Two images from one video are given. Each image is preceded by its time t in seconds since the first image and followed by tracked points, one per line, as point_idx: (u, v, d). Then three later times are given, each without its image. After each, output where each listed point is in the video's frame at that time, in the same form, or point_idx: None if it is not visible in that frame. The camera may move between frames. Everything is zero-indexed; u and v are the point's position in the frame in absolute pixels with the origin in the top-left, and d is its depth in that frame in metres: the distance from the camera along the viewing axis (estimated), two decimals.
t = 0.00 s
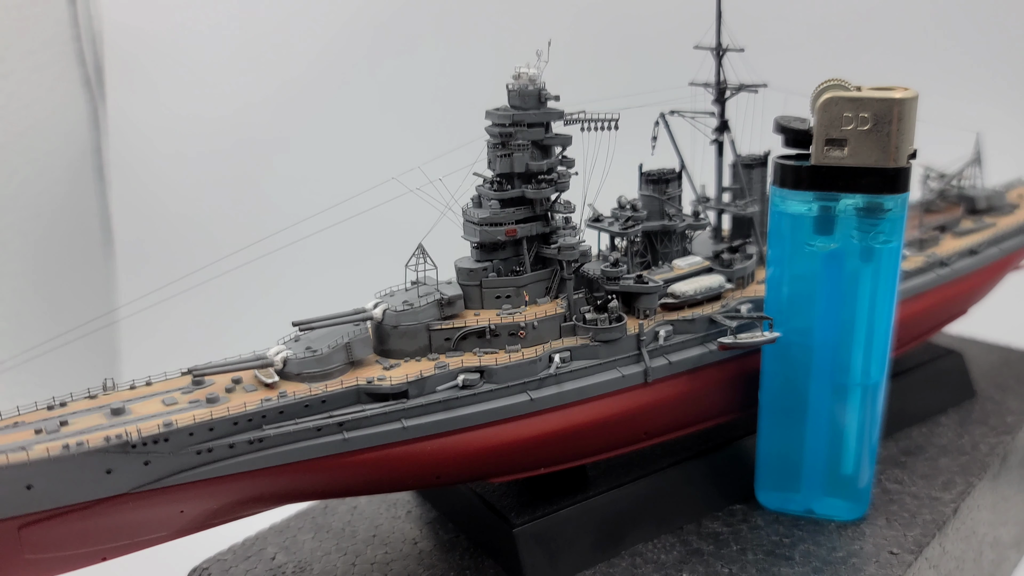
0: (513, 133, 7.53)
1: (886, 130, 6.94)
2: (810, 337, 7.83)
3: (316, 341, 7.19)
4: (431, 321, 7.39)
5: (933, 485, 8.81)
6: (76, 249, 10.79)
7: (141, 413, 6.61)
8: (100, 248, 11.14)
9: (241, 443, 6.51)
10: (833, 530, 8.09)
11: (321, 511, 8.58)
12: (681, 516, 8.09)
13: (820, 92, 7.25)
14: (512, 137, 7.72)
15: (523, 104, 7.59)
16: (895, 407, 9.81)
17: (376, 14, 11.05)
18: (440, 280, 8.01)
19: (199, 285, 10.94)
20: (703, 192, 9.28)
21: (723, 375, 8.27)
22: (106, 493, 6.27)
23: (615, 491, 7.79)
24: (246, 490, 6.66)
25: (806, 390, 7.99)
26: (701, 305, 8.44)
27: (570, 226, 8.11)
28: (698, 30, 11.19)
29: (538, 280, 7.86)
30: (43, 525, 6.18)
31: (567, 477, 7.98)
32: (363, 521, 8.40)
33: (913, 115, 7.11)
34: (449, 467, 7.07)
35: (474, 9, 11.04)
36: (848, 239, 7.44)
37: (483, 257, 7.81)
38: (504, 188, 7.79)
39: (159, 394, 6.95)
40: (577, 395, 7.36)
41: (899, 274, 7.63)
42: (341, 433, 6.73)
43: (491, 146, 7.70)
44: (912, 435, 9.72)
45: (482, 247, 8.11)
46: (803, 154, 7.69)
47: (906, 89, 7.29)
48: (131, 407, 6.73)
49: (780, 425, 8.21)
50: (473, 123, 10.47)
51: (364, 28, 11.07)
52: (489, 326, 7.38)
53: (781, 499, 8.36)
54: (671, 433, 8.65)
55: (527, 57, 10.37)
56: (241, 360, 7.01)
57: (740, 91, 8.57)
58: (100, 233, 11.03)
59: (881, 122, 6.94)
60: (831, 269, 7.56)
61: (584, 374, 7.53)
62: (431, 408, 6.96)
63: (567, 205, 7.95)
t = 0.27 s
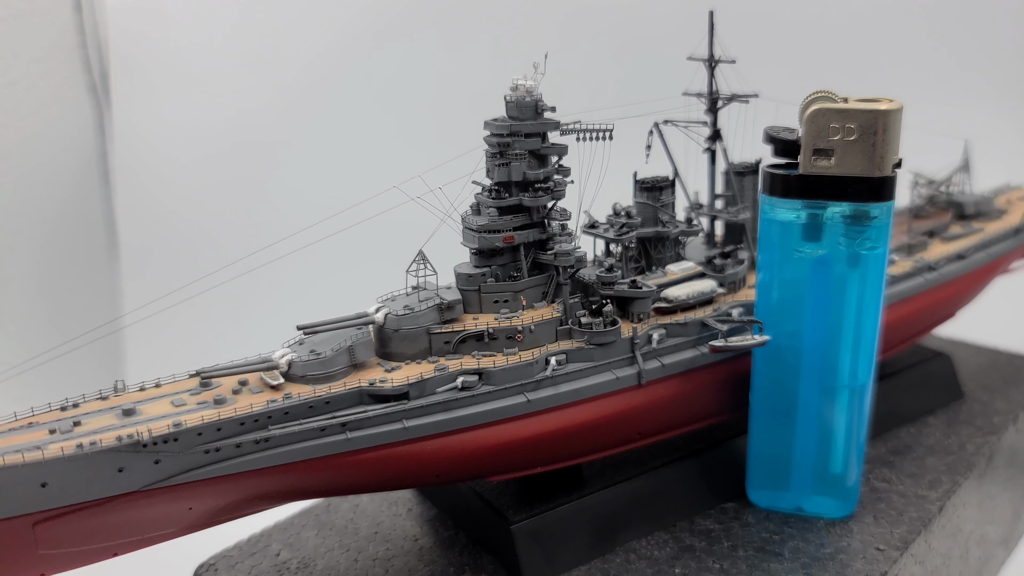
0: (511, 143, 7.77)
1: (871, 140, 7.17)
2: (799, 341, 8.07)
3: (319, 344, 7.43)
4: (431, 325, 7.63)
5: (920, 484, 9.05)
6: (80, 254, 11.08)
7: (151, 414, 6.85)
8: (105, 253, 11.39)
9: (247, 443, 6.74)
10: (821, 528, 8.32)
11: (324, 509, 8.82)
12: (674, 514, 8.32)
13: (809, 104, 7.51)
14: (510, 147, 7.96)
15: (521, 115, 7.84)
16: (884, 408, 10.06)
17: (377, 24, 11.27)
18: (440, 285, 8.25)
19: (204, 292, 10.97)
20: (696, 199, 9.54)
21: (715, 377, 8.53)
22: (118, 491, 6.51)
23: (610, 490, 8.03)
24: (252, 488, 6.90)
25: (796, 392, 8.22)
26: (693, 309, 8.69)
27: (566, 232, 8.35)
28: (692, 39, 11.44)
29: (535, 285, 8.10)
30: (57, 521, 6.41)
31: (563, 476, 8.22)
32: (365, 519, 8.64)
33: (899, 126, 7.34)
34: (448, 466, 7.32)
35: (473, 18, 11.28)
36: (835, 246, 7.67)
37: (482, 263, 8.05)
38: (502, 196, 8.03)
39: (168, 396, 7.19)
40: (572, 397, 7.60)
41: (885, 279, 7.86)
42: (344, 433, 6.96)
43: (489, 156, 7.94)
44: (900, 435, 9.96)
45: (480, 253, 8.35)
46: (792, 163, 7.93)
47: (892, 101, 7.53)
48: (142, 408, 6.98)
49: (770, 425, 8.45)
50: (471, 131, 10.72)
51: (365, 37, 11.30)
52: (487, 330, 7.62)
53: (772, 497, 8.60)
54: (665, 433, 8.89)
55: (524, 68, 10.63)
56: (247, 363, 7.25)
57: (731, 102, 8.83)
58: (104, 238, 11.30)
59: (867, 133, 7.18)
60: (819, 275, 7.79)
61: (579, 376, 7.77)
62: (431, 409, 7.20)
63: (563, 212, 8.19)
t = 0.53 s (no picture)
0: (506, 143, 8.00)
1: (855, 140, 7.37)
2: (787, 335, 8.31)
3: (320, 338, 7.66)
4: (428, 320, 7.86)
5: (906, 475, 9.28)
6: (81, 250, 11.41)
7: (157, 405, 7.09)
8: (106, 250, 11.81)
9: (250, 433, 6.97)
10: (808, 517, 8.55)
11: (325, 500, 9.06)
12: (665, 504, 8.56)
13: (795, 105, 7.71)
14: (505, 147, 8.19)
15: (515, 116, 8.07)
16: (871, 401, 10.29)
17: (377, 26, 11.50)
18: (438, 281, 8.48)
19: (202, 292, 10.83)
20: (688, 198, 9.78)
21: (705, 371, 8.78)
22: (125, 479, 6.73)
23: (602, 480, 8.26)
24: (256, 477, 7.13)
25: (783, 385, 8.46)
26: (683, 305, 8.93)
27: (560, 230, 8.58)
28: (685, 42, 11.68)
29: (529, 282, 8.33)
30: (67, 509, 6.64)
31: (557, 467, 8.46)
32: (364, 509, 8.89)
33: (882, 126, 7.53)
34: (445, 456, 7.55)
35: (470, 20, 11.51)
36: (821, 243, 7.90)
37: (477, 260, 8.29)
38: (498, 195, 8.26)
39: (174, 387, 7.43)
40: (565, 389, 7.83)
41: (870, 275, 8.09)
42: (344, 424, 7.19)
43: (485, 156, 8.17)
44: (887, 428, 10.20)
45: (477, 250, 8.59)
46: (778, 163, 8.17)
47: (877, 101, 7.71)
48: (148, 399, 7.21)
49: (759, 418, 8.68)
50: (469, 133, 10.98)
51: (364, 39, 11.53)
52: (483, 324, 7.86)
53: (760, 488, 8.84)
54: (656, 425, 9.13)
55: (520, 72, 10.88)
56: (250, 356, 7.49)
57: (721, 103, 9.06)
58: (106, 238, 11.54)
59: (851, 133, 7.37)
60: (806, 271, 8.03)
61: (573, 369, 8.01)
62: (428, 400, 7.43)
63: (557, 211, 8.42)
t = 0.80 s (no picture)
0: (505, 142, 8.21)
1: (845, 139, 7.61)
2: (779, 329, 8.51)
3: (324, 331, 7.87)
4: (430, 314, 8.07)
5: (896, 467, 9.49)
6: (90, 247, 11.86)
7: (166, 397, 7.30)
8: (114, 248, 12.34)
9: (257, 424, 7.17)
10: (801, 508, 8.75)
11: (328, 491, 9.28)
12: (660, 494, 8.77)
13: (785, 106, 7.96)
14: (504, 146, 8.40)
15: (514, 115, 8.28)
16: (863, 396, 10.50)
17: (377, 29, 11.74)
18: (438, 277, 8.69)
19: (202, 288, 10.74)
20: (683, 196, 9.99)
21: (699, 365, 8.99)
22: (136, 468, 6.93)
23: (599, 471, 8.46)
24: (262, 466, 7.34)
25: (776, 378, 8.66)
26: (678, 300, 9.15)
27: (557, 227, 8.79)
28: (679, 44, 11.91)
29: (528, 277, 8.54)
30: (78, 497, 6.83)
31: (555, 458, 8.67)
32: (367, 500, 9.10)
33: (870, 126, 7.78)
34: (446, 446, 7.76)
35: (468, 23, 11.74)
36: (811, 239, 8.11)
37: (477, 256, 8.50)
38: (497, 192, 8.47)
39: (182, 379, 7.64)
40: (563, 382, 8.04)
41: (860, 270, 8.30)
42: (348, 415, 7.39)
43: (484, 154, 8.38)
44: (879, 422, 10.41)
45: (476, 247, 8.80)
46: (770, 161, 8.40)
47: (864, 102, 7.97)
48: (157, 391, 7.42)
49: (752, 410, 8.89)
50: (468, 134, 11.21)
51: (365, 42, 11.77)
52: (483, 318, 8.07)
53: (753, 479, 9.04)
54: (652, 418, 9.34)
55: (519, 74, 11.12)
56: (257, 349, 7.70)
57: (714, 103, 9.29)
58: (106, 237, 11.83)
59: (840, 132, 7.61)
60: (797, 266, 8.24)
61: (570, 362, 8.22)
62: (429, 392, 7.64)
63: (555, 208, 8.63)
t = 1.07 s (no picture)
0: (511, 147, 8.42)
1: (842, 144, 7.82)
2: (777, 330, 8.73)
3: (336, 332, 8.08)
4: (438, 315, 8.30)
5: (893, 464, 9.70)
6: (103, 251, 12.39)
7: (183, 396, 7.52)
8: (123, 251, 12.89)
9: (271, 422, 7.39)
10: (799, 504, 8.96)
11: (337, 488, 9.51)
12: (662, 491, 8.99)
13: (784, 112, 8.17)
14: (510, 151, 8.60)
15: (520, 122, 8.49)
16: (861, 395, 10.72)
17: (383, 35, 11.98)
18: (446, 279, 8.92)
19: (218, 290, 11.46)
20: (684, 199, 10.20)
21: (699, 364, 9.22)
22: (154, 465, 7.15)
23: (602, 468, 8.68)
24: (275, 463, 7.55)
25: (774, 378, 8.87)
26: (679, 301, 9.37)
27: (562, 230, 9.01)
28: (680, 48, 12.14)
29: (533, 279, 8.76)
30: (98, 493, 7.04)
31: (559, 455, 8.89)
32: (376, 497, 9.33)
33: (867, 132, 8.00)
34: (453, 444, 7.98)
35: (473, 28, 11.95)
36: (809, 242, 8.32)
37: (484, 259, 8.72)
38: (503, 197, 8.68)
39: (197, 379, 7.86)
40: (568, 381, 8.26)
41: (856, 272, 8.52)
42: (359, 413, 7.61)
43: (491, 160, 8.60)
44: (875, 420, 10.63)
45: (483, 249, 9.02)
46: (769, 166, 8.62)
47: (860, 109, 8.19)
48: (174, 390, 7.64)
49: (751, 409, 9.10)
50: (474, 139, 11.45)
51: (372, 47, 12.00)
52: (489, 319, 8.29)
53: (753, 476, 9.26)
54: (653, 416, 9.56)
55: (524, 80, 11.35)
56: (269, 349, 7.92)
57: (715, 109, 9.50)
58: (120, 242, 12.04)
59: (837, 138, 7.82)
60: (795, 269, 8.45)
61: (574, 362, 8.44)
62: (438, 391, 7.86)
63: (559, 212, 8.84)
